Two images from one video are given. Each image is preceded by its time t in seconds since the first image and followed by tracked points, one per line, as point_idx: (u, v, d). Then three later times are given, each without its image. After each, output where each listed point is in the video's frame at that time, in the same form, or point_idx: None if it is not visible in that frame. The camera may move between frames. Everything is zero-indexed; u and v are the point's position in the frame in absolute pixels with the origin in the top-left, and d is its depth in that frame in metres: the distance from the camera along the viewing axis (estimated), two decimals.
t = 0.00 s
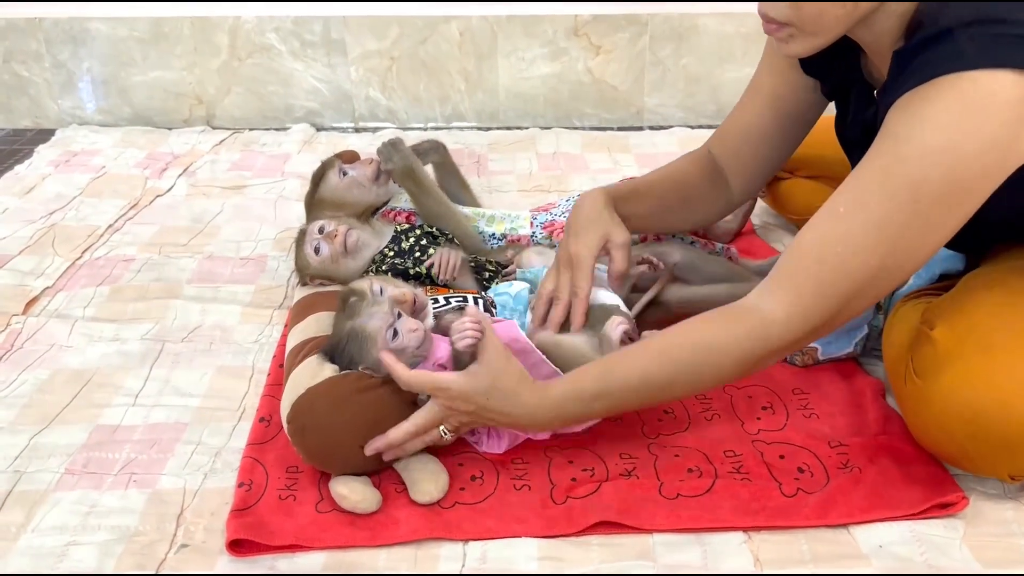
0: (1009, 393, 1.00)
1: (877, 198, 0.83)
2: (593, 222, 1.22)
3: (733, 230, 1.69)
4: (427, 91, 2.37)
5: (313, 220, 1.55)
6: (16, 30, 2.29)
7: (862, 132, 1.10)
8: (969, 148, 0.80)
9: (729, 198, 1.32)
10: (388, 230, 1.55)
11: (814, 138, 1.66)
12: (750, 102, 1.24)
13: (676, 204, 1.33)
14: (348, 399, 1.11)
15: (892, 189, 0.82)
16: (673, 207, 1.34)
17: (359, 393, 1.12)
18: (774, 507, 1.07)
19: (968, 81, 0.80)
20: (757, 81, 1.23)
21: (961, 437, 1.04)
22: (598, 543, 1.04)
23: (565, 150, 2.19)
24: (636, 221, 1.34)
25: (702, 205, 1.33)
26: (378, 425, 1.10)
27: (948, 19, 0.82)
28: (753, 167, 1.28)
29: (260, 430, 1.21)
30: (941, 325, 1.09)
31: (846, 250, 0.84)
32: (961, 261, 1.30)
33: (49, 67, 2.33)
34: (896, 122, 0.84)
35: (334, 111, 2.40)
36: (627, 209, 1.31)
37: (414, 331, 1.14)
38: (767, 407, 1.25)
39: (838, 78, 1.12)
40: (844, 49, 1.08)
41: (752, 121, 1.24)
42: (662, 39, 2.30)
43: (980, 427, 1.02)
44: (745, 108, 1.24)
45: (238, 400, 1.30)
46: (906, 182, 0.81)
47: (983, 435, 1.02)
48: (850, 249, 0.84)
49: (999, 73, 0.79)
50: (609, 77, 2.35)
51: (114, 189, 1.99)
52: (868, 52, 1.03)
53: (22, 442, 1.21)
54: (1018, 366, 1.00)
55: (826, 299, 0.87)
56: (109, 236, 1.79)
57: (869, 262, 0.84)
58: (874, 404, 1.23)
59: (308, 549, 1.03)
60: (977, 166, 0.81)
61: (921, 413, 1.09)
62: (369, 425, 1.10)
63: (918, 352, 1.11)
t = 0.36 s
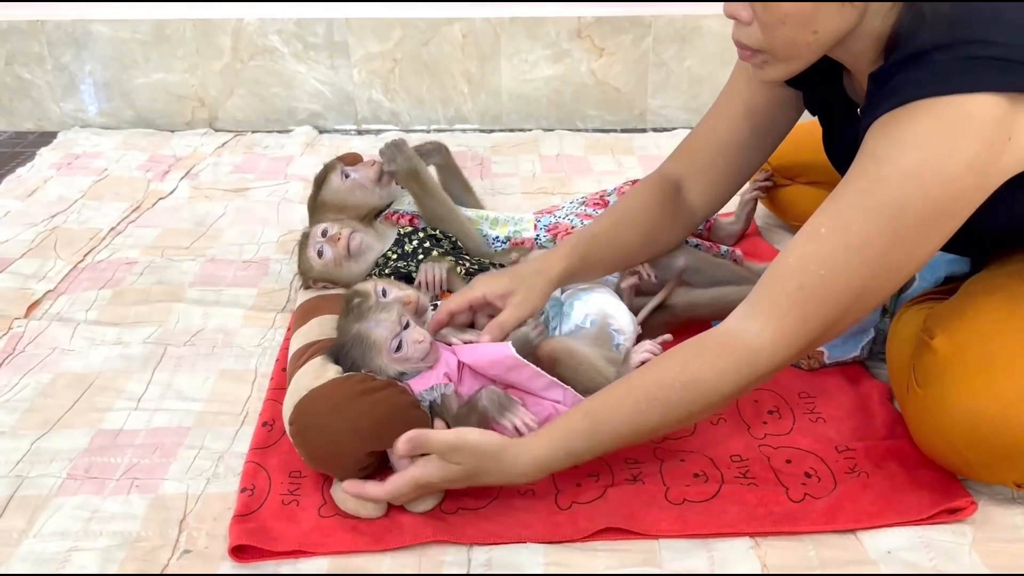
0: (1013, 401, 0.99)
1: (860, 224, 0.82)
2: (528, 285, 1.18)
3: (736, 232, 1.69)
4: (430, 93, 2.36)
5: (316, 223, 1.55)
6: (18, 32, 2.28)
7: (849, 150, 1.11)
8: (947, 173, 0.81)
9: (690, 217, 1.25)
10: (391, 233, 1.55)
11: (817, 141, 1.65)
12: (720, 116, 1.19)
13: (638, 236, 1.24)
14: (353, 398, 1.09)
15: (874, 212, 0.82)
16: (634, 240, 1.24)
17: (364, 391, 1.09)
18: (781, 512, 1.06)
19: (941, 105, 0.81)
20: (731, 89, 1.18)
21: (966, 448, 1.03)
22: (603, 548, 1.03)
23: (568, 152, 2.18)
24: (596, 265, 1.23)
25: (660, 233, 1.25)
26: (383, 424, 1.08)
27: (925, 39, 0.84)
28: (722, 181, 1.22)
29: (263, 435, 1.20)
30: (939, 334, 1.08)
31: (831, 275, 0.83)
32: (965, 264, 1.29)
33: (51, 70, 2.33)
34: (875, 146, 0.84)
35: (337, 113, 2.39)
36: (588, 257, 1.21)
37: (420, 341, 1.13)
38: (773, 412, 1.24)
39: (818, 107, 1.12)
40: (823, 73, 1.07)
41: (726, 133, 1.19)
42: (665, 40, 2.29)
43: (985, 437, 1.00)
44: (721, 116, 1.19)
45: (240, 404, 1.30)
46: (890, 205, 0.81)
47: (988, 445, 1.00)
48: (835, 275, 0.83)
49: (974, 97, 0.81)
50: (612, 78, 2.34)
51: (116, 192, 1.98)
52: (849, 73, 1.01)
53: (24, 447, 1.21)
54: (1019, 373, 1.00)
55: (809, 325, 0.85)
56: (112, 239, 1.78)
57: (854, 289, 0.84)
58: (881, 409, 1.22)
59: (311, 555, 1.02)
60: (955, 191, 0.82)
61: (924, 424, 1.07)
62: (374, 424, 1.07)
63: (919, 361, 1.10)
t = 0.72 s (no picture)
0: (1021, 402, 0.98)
1: (860, 211, 0.86)
2: (510, 295, 1.27)
3: (740, 233, 1.69)
4: (433, 95, 2.36)
5: (319, 224, 1.54)
6: (21, 34, 2.28)
7: (857, 148, 1.11)
8: (953, 170, 0.83)
9: (699, 217, 1.28)
10: (394, 234, 1.54)
11: (821, 142, 1.65)
12: (728, 116, 1.22)
13: (639, 238, 1.27)
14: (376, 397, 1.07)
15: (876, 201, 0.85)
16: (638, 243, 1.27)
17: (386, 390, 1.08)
18: (786, 514, 1.06)
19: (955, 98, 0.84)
20: (743, 87, 1.21)
21: (973, 450, 1.02)
22: (608, 550, 1.03)
23: (571, 153, 2.18)
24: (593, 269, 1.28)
25: (665, 233, 1.28)
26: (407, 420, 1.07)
27: (942, 37, 0.86)
28: (727, 179, 1.25)
29: (267, 436, 1.20)
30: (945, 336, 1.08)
31: (831, 261, 0.87)
32: (970, 265, 1.28)
33: (54, 72, 2.33)
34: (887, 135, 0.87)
35: (340, 114, 2.40)
36: (574, 264, 1.27)
37: (437, 311, 1.22)
38: (777, 413, 1.24)
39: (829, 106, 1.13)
40: (837, 69, 1.08)
41: (736, 130, 1.22)
42: (668, 42, 2.29)
43: (993, 439, 1.00)
44: (732, 113, 1.22)
45: (244, 406, 1.30)
46: (894, 193, 0.84)
47: (996, 446, 1.00)
48: (836, 262, 0.87)
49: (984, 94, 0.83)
50: (615, 80, 2.34)
51: (119, 194, 1.98)
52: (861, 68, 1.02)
53: (28, 448, 1.21)
54: None
55: (810, 310, 0.89)
56: (115, 241, 1.78)
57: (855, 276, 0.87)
58: (886, 410, 1.22)
59: (316, 557, 1.02)
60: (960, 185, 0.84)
61: (930, 426, 1.07)
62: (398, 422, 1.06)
63: (926, 363, 1.10)
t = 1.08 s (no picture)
0: (1020, 400, 0.99)
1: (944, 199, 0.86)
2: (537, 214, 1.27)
3: (740, 235, 1.69)
4: (434, 97, 2.37)
5: (320, 226, 1.54)
6: (24, 37, 2.30)
7: (869, 140, 1.11)
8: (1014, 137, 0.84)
9: (731, 210, 1.33)
10: (396, 237, 1.54)
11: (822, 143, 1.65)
12: (759, 111, 1.28)
13: (671, 220, 1.32)
14: (374, 398, 1.10)
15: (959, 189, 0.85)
16: (669, 226, 1.32)
17: (385, 392, 1.11)
18: (786, 514, 1.06)
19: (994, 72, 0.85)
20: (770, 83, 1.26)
21: (975, 446, 1.03)
22: (608, 550, 1.04)
23: (572, 156, 2.19)
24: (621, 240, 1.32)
25: (695, 219, 1.32)
26: (406, 422, 1.10)
27: (958, 16, 0.88)
28: (758, 170, 1.30)
29: (269, 437, 1.21)
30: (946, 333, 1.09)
31: (921, 253, 0.87)
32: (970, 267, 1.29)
33: (57, 74, 2.34)
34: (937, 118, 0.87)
35: (341, 117, 2.40)
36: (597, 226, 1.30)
37: (439, 323, 1.20)
38: (777, 413, 1.25)
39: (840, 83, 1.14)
40: (845, 49, 1.11)
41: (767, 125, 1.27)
42: (668, 44, 2.30)
43: (993, 436, 1.01)
44: (761, 109, 1.28)
45: (246, 407, 1.30)
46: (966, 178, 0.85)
47: (997, 443, 1.01)
48: (925, 252, 0.87)
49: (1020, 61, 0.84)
50: (615, 82, 2.35)
51: (122, 196, 1.99)
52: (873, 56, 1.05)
53: (32, 449, 1.21)
54: None
55: (908, 305, 0.88)
56: (117, 243, 1.79)
57: (947, 269, 0.87)
58: (884, 410, 1.23)
59: (317, 557, 1.03)
60: None
61: (931, 422, 1.08)
62: (395, 420, 1.09)
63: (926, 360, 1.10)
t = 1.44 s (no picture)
0: (1008, 398, 1.00)
1: (887, 162, 0.92)
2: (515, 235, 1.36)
3: (736, 235, 1.69)
4: (432, 100, 2.38)
5: (318, 228, 1.56)
6: (24, 40, 2.31)
7: (861, 123, 1.12)
8: (970, 113, 0.87)
9: (704, 196, 1.35)
10: (393, 238, 1.55)
11: (819, 143, 1.66)
12: (738, 100, 1.29)
13: (642, 211, 1.35)
14: (368, 397, 1.10)
15: (901, 153, 0.91)
16: (643, 218, 1.36)
17: (380, 392, 1.11)
18: (779, 513, 1.07)
19: (965, 43, 0.86)
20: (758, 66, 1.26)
21: (963, 444, 1.04)
22: (603, 549, 1.05)
23: (569, 157, 2.20)
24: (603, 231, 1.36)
25: (668, 206, 1.35)
26: (402, 421, 1.10)
27: None
28: (734, 159, 1.31)
29: (267, 437, 1.21)
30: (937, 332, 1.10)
31: (866, 209, 0.93)
32: (964, 266, 1.30)
33: (56, 77, 2.35)
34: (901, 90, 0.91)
35: (339, 119, 2.41)
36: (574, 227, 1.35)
37: (437, 330, 1.20)
38: (771, 413, 1.25)
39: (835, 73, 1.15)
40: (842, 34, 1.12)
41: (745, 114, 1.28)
42: (666, 46, 2.31)
43: (981, 434, 1.02)
44: (746, 92, 1.28)
45: (244, 407, 1.31)
46: (917, 144, 0.89)
47: (985, 441, 1.02)
48: (865, 213, 0.93)
49: (989, 32, 0.86)
50: (613, 84, 2.36)
51: (121, 198, 2.00)
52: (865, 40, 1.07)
53: (32, 449, 1.22)
54: (1012, 369, 1.01)
55: (844, 259, 0.95)
56: (117, 244, 1.80)
57: (886, 229, 0.92)
58: (878, 410, 1.24)
59: (314, 556, 1.04)
60: (983, 132, 0.87)
61: (921, 421, 1.09)
62: (390, 421, 1.10)
63: (917, 359, 1.11)
